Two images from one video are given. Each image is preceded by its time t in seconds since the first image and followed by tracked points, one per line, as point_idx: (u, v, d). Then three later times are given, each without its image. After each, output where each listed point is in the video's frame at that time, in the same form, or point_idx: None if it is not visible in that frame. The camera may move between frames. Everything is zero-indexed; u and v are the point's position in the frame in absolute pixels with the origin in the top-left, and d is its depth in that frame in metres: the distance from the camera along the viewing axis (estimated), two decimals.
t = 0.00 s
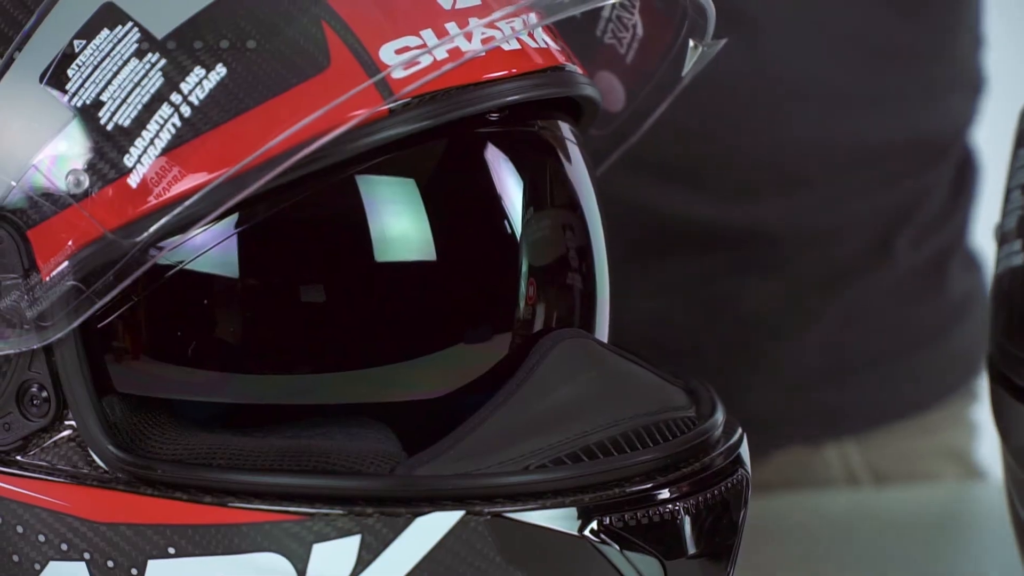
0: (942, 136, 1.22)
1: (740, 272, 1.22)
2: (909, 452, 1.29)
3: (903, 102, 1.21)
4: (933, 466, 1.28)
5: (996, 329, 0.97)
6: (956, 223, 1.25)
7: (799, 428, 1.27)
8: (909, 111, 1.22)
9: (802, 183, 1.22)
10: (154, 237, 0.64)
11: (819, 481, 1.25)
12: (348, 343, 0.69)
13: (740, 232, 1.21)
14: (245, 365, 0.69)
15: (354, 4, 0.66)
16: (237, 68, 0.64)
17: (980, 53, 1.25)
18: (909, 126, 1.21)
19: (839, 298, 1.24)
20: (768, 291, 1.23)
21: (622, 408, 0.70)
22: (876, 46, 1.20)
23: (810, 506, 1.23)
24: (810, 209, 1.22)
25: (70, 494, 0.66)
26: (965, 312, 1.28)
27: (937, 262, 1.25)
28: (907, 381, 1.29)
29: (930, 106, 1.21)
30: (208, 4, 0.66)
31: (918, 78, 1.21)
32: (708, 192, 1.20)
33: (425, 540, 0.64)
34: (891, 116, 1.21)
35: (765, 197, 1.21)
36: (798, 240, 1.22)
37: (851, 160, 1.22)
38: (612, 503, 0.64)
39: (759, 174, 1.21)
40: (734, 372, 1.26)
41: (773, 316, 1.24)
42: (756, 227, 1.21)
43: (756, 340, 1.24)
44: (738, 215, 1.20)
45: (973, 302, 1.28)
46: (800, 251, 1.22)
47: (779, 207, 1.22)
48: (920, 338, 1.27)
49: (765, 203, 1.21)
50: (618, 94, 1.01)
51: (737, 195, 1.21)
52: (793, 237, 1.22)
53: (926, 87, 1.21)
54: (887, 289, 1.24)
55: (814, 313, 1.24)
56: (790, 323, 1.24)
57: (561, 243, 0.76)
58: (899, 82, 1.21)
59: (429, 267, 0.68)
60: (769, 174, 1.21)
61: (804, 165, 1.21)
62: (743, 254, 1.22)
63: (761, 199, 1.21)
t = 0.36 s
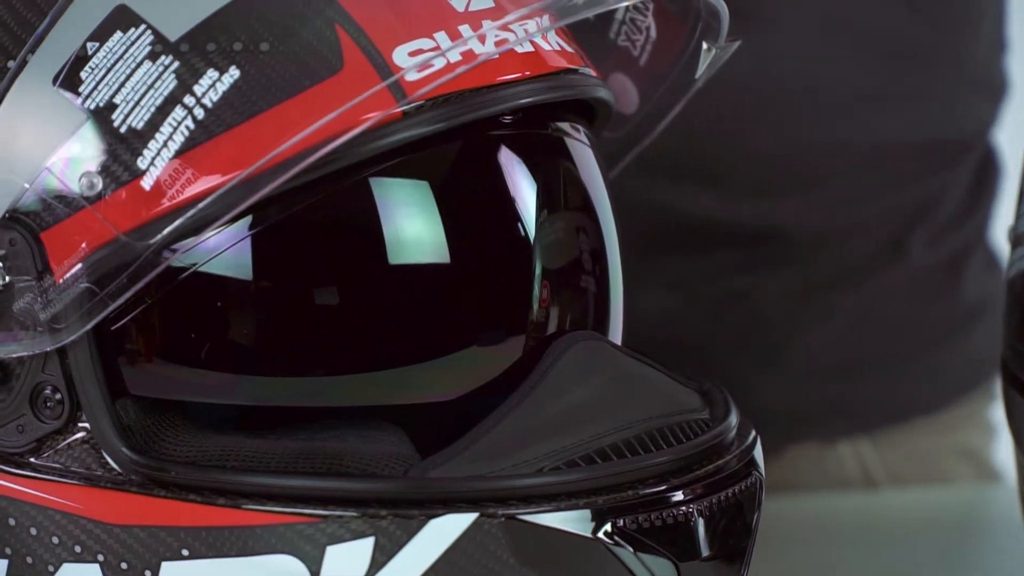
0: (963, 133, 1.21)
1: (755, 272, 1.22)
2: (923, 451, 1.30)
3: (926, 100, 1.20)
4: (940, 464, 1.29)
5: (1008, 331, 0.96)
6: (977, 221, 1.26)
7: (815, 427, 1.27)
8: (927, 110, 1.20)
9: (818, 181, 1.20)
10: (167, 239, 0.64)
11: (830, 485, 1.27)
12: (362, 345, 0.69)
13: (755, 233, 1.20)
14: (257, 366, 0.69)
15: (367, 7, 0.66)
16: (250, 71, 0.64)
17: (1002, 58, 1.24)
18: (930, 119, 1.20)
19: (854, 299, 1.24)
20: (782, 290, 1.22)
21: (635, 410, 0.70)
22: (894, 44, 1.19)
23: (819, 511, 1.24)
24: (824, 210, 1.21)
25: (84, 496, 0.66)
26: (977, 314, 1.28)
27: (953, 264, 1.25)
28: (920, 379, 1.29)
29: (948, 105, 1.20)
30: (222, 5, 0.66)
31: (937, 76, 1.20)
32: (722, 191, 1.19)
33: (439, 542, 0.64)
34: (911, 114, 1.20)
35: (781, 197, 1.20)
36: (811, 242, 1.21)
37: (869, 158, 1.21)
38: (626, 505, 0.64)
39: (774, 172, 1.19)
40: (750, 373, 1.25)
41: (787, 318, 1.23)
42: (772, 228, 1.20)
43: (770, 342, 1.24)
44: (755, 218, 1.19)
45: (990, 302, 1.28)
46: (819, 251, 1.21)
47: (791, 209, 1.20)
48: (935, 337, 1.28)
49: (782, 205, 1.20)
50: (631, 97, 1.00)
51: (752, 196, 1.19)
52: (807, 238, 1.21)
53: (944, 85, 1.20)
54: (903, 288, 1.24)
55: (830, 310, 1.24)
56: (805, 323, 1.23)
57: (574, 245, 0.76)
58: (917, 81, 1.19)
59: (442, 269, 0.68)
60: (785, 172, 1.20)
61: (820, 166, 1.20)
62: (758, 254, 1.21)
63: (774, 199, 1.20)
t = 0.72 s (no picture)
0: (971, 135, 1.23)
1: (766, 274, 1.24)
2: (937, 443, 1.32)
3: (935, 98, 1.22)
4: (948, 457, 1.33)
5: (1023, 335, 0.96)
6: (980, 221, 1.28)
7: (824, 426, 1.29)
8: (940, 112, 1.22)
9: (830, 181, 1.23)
10: (195, 239, 0.64)
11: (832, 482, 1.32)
12: (387, 346, 0.69)
13: (767, 232, 1.22)
14: (284, 367, 0.69)
15: (396, 7, 0.66)
16: (278, 70, 0.64)
17: (1004, 68, 1.28)
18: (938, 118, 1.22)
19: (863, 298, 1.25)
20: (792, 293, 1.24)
21: (661, 411, 0.70)
22: (903, 43, 1.21)
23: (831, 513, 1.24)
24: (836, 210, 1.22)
25: (110, 496, 0.66)
26: (982, 311, 1.30)
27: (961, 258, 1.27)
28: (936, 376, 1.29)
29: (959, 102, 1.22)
30: (249, 6, 0.66)
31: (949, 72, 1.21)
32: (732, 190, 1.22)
33: (465, 543, 0.64)
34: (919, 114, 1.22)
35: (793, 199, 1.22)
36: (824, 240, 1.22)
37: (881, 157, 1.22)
38: (652, 507, 0.64)
39: (786, 175, 1.21)
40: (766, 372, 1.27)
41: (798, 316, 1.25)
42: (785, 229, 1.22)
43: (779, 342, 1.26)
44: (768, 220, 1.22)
45: (994, 296, 1.31)
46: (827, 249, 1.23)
47: (806, 211, 1.22)
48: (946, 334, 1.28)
49: (794, 205, 1.22)
50: (658, 98, 0.98)
51: (764, 199, 1.22)
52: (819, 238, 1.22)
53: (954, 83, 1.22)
54: (915, 287, 1.26)
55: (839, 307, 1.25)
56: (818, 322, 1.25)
57: (601, 246, 0.76)
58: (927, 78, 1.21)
59: (468, 269, 0.68)
60: (796, 174, 1.22)
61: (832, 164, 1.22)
62: (774, 254, 1.23)
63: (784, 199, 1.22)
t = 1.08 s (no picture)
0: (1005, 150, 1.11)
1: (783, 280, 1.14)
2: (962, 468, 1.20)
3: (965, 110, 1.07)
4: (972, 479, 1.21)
5: None
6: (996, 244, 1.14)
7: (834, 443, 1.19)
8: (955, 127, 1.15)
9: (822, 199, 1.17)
10: (218, 243, 0.64)
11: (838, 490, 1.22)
12: (411, 349, 0.69)
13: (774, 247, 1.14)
14: (309, 370, 0.69)
15: (420, 11, 0.66)
16: (301, 74, 0.64)
17: None
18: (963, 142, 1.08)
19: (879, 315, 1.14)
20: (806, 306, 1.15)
21: (686, 413, 0.70)
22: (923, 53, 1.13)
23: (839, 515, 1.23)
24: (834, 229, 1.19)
25: (135, 500, 0.66)
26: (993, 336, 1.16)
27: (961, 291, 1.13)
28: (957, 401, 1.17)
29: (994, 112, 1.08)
30: (271, 10, 0.66)
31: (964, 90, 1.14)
32: (739, 194, 1.14)
33: (490, 546, 0.64)
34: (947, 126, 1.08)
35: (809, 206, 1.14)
36: (834, 253, 1.13)
37: (897, 171, 1.10)
38: (678, 509, 0.64)
39: (802, 184, 1.12)
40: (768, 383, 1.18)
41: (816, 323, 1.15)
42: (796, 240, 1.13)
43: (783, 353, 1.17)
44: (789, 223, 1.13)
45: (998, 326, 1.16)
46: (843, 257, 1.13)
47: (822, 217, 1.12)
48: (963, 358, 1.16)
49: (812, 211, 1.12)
50: (682, 99, 0.98)
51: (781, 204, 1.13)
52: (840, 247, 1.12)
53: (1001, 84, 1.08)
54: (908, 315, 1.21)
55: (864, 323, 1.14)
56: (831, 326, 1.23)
57: (625, 248, 0.76)
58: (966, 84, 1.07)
59: (492, 272, 0.68)
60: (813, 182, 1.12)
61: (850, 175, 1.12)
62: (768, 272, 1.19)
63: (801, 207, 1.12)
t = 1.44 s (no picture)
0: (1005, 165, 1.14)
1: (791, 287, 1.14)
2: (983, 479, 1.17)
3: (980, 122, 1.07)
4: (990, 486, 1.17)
5: None
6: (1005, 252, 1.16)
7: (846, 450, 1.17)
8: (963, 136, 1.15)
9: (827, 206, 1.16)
10: (240, 242, 0.64)
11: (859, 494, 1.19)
12: (433, 349, 0.68)
13: (781, 255, 1.13)
14: (329, 368, 0.69)
15: (443, 10, 0.66)
16: (323, 73, 0.64)
17: None
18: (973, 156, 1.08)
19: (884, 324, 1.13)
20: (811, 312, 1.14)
21: (705, 413, 0.70)
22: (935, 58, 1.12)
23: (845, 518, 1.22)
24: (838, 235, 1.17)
25: (155, 499, 0.66)
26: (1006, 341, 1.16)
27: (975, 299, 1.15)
28: (968, 412, 1.15)
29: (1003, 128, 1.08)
30: (294, 8, 0.66)
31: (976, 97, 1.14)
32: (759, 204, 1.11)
33: (511, 545, 0.64)
34: (958, 139, 1.07)
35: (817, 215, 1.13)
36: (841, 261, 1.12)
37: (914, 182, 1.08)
38: (698, 509, 0.64)
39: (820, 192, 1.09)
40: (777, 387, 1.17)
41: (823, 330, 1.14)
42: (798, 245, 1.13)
43: (787, 358, 1.15)
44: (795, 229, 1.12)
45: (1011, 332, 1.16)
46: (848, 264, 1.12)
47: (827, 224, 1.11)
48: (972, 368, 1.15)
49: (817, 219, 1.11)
50: (704, 101, 0.97)
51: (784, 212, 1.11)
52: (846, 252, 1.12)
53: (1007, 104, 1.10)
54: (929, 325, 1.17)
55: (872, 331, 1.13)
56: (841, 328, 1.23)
57: (647, 248, 0.76)
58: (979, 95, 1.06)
59: (513, 272, 0.68)
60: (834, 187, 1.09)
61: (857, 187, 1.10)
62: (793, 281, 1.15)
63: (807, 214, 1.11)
